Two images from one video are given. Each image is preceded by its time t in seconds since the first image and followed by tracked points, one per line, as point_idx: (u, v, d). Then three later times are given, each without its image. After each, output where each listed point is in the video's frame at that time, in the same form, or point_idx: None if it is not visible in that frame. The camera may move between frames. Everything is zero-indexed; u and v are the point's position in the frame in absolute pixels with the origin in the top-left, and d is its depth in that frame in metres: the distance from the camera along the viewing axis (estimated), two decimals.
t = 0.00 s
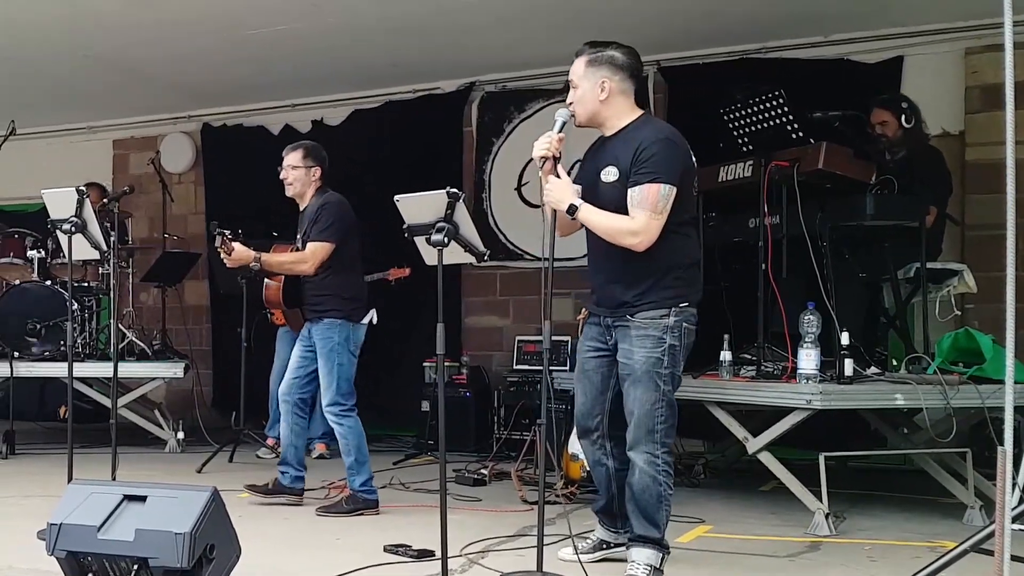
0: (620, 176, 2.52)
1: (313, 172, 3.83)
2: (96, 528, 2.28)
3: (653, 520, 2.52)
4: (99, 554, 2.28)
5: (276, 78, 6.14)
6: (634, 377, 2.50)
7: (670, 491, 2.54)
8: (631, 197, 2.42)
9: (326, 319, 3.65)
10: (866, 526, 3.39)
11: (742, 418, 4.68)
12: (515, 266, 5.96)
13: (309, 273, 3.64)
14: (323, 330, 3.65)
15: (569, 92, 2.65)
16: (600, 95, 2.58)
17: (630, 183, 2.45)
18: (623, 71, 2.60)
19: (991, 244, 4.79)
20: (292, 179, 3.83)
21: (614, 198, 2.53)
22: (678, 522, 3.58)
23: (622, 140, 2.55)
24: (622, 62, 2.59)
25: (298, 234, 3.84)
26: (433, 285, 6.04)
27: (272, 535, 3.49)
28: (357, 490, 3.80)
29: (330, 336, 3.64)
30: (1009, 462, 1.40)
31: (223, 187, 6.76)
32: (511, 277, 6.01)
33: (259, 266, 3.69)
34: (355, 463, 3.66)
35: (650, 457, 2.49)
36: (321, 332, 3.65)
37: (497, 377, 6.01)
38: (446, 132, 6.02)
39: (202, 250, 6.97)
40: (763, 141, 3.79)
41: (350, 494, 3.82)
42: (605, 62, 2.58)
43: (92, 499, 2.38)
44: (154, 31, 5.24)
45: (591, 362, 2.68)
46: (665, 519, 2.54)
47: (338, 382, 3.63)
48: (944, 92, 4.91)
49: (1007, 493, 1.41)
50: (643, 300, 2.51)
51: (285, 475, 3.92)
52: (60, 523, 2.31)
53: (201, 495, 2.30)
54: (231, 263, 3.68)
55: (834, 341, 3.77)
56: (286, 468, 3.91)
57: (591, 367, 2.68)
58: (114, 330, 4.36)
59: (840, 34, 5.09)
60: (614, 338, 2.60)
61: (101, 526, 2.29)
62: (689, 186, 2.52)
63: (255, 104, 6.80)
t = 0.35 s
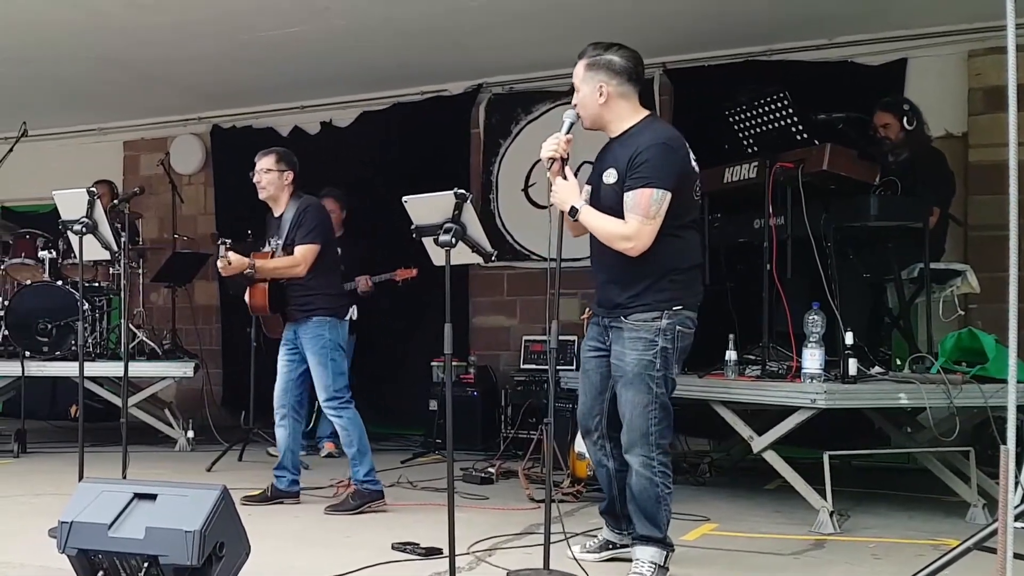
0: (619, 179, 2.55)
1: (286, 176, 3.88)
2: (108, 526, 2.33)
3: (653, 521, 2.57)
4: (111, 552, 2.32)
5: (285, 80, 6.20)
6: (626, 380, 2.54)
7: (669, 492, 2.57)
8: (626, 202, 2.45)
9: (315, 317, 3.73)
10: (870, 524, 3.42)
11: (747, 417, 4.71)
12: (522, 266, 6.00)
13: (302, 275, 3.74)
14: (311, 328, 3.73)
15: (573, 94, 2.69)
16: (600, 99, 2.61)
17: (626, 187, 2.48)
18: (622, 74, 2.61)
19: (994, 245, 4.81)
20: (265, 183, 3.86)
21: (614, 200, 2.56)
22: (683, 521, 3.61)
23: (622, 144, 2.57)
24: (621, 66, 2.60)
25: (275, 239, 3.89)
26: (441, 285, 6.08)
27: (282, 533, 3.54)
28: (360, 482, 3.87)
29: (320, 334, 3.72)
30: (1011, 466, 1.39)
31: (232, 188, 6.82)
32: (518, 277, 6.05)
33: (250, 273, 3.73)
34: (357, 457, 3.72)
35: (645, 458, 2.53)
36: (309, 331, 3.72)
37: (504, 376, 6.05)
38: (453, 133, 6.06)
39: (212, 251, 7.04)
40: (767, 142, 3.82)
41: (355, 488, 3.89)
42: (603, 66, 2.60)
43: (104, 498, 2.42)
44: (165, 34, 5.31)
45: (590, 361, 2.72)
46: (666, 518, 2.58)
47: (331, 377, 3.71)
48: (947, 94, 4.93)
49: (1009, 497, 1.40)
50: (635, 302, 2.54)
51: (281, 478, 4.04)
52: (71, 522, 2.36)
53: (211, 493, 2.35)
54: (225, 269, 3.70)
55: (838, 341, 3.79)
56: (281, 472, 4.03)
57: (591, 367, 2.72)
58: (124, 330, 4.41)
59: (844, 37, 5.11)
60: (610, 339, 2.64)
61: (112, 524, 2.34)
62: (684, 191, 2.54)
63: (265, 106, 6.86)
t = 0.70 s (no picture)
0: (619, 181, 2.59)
1: (278, 173, 3.93)
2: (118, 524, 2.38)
3: (654, 520, 2.60)
4: (122, 550, 2.38)
5: (295, 82, 6.25)
6: (624, 380, 2.58)
7: (670, 491, 2.61)
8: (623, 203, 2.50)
9: (305, 314, 3.80)
10: (873, 523, 3.45)
11: (752, 416, 4.74)
12: (530, 267, 6.04)
13: (304, 262, 3.78)
14: (301, 325, 3.80)
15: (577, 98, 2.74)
16: (601, 102, 2.65)
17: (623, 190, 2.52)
18: (622, 77, 2.64)
19: (997, 245, 4.83)
20: (258, 181, 3.90)
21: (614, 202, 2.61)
22: (689, 519, 3.64)
23: (622, 146, 2.62)
24: (621, 69, 2.63)
25: (267, 234, 3.89)
26: (448, 286, 6.13)
27: (292, 531, 3.58)
28: (340, 475, 4.01)
29: (308, 332, 3.80)
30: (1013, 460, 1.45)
31: (242, 189, 6.88)
32: (525, 277, 6.09)
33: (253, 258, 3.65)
34: (335, 451, 3.84)
35: (644, 458, 2.57)
36: (298, 328, 3.79)
37: (511, 376, 6.09)
38: (461, 135, 6.11)
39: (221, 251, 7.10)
40: (771, 143, 3.85)
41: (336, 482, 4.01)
42: (603, 70, 2.63)
43: (113, 498, 2.48)
44: (176, 36, 5.37)
45: (597, 362, 2.77)
46: (669, 518, 2.61)
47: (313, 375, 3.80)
48: (950, 96, 4.95)
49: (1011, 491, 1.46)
50: (634, 303, 2.59)
51: (289, 477, 4.09)
52: (82, 520, 2.42)
53: (221, 492, 2.40)
54: (231, 249, 3.56)
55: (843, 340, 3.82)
56: (287, 472, 4.07)
57: (597, 369, 2.77)
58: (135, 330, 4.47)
59: (848, 39, 5.14)
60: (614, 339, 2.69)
61: (123, 522, 2.39)
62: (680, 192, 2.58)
63: (274, 108, 6.92)
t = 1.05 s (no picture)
0: (627, 185, 2.63)
1: (287, 177, 3.97)
2: (129, 522, 2.53)
3: (661, 519, 2.63)
4: (132, 546, 2.53)
5: (304, 85, 6.31)
6: (633, 379, 2.62)
7: (675, 490, 2.64)
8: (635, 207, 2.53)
9: (308, 318, 3.85)
10: (877, 521, 3.48)
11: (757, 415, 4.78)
12: (537, 267, 6.08)
13: (309, 264, 3.82)
14: (304, 329, 3.84)
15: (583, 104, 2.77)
16: (607, 109, 2.69)
17: (634, 192, 2.55)
18: (629, 84, 2.69)
19: (1000, 246, 4.84)
20: (267, 183, 3.94)
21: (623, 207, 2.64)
22: (694, 517, 3.68)
23: (630, 152, 2.65)
24: (629, 76, 2.68)
25: (272, 237, 3.93)
26: (457, 286, 6.17)
27: (302, 529, 3.63)
28: (341, 476, 4.05)
29: (311, 334, 3.84)
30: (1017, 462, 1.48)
31: (251, 190, 6.93)
32: (532, 277, 6.13)
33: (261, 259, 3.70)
34: (336, 453, 3.91)
35: (651, 456, 2.59)
36: (300, 332, 3.83)
37: (519, 376, 6.13)
38: (468, 137, 6.15)
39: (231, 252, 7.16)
40: (776, 145, 3.87)
41: (338, 483, 4.05)
42: (611, 77, 2.67)
43: (122, 496, 2.63)
44: (186, 39, 5.43)
45: (596, 365, 2.79)
46: (675, 516, 2.65)
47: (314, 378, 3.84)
48: (953, 97, 4.96)
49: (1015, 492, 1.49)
50: (643, 303, 2.64)
51: (298, 476, 4.12)
52: (93, 518, 2.57)
53: (230, 491, 2.56)
54: (240, 251, 3.63)
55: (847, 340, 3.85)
56: (297, 470, 4.10)
57: (598, 372, 2.80)
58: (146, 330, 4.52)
59: (853, 41, 5.16)
60: (616, 341, 2.73)
61: (133, 520, 2.54)
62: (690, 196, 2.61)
63: (284, 110, 6.98)
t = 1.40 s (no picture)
0: (630, 194, 2.69)
1: (295, 181, 4.03)
2: (139, 520, 2.63)
3: (666, 512, 2.69)
4: (142, 544, 2.62)
5: (313, 87, 6.37)
6: (633, 375, 2.68)
7: (677, 483, 2.70)
8: (642, 217, 2.59)
9: (322, 319, 3.90)
10: (881, 519, 3.51)
11: (762, 415, 4.81)
12: (545, 268, 6.12)
13: (309, 268, 3.86)
14: (320, 329, 3.90)
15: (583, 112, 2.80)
16: (609, 119, 2.73)
17: (641, 203, 2.62)
18: (631, 96, 2.73)
19: (1003, 248, 4.86)
20: (276, 188, 4.00)
21: (626, 214, 2.69)
22: (700, 515, 3.72)
23: (633, 162, 2.71)
24: (630, 88, 2.72)
25: (282, 240, 4.02)
26: (464, 286, 6.22)
27: (312, 527, 3.68)
28: (359, 472, 4.13)
29: (327, 334, 3.89)
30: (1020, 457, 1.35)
31: (260, 191, 6.98)
32: (540, 278, 6.17)
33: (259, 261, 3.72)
34: (353, 449, 3.97)
35: (655, 449, 2.65)
36: (316, 332, 3.89)
37: (526, 375, 6.17)
38: (476, 138, 6.20)
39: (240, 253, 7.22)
40: (781, 147, 3.86)
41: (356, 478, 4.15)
42: (614, 88, 2.71)
43: (134, 494, 2.74)
44: (197, 42, 5.49)
45: (597, 368, 2.84)
46: (679, 509, 2.70)
47: (330, 377, 3.88)
48: (956, 99, 4.99)
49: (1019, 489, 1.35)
50: (640, 304, 2.70)
51: (308, 474, 4.17)
52: (104, 517, 2.67)
53: (239, 489, 2.64)
54: (237, 255, 3.63)
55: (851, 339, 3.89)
56: (306, 468, 4.16)
57: (595, 373, 2.85)
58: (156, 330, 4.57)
59: (857, 44, 5.19)
60: (613, 343, 2.79)
61: (143, 519, 2.63)
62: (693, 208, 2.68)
63: (293, 112, 7.04)
